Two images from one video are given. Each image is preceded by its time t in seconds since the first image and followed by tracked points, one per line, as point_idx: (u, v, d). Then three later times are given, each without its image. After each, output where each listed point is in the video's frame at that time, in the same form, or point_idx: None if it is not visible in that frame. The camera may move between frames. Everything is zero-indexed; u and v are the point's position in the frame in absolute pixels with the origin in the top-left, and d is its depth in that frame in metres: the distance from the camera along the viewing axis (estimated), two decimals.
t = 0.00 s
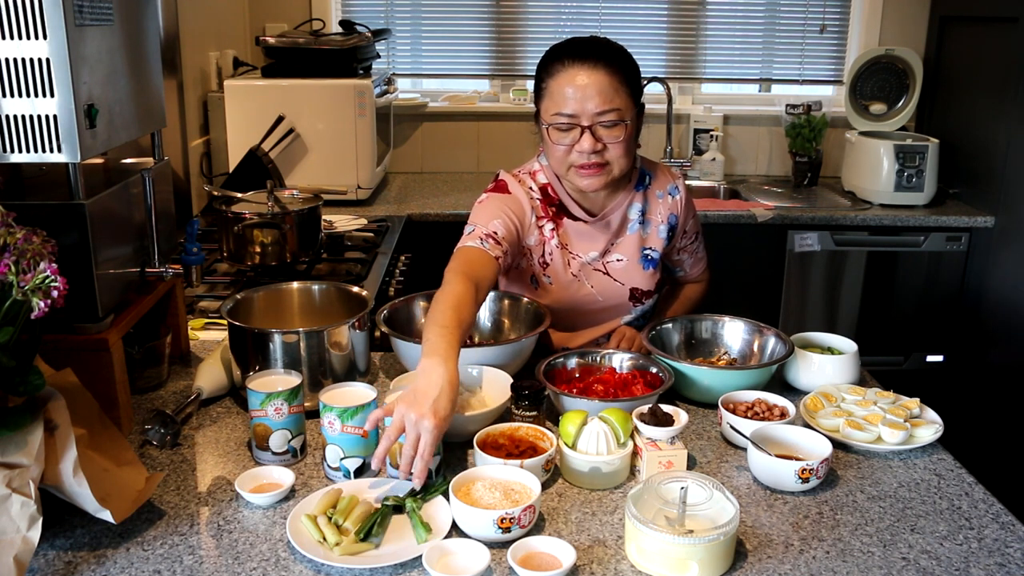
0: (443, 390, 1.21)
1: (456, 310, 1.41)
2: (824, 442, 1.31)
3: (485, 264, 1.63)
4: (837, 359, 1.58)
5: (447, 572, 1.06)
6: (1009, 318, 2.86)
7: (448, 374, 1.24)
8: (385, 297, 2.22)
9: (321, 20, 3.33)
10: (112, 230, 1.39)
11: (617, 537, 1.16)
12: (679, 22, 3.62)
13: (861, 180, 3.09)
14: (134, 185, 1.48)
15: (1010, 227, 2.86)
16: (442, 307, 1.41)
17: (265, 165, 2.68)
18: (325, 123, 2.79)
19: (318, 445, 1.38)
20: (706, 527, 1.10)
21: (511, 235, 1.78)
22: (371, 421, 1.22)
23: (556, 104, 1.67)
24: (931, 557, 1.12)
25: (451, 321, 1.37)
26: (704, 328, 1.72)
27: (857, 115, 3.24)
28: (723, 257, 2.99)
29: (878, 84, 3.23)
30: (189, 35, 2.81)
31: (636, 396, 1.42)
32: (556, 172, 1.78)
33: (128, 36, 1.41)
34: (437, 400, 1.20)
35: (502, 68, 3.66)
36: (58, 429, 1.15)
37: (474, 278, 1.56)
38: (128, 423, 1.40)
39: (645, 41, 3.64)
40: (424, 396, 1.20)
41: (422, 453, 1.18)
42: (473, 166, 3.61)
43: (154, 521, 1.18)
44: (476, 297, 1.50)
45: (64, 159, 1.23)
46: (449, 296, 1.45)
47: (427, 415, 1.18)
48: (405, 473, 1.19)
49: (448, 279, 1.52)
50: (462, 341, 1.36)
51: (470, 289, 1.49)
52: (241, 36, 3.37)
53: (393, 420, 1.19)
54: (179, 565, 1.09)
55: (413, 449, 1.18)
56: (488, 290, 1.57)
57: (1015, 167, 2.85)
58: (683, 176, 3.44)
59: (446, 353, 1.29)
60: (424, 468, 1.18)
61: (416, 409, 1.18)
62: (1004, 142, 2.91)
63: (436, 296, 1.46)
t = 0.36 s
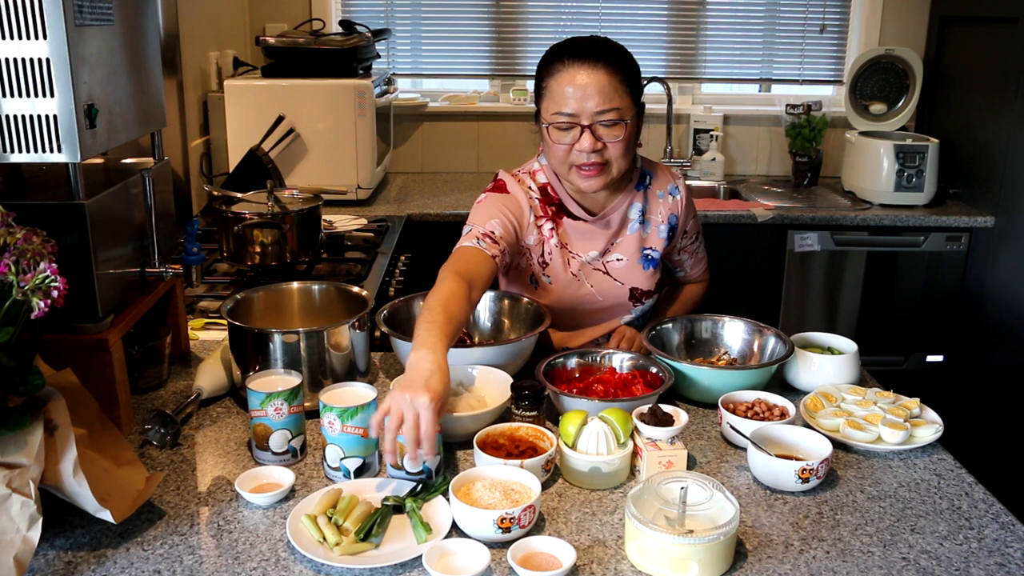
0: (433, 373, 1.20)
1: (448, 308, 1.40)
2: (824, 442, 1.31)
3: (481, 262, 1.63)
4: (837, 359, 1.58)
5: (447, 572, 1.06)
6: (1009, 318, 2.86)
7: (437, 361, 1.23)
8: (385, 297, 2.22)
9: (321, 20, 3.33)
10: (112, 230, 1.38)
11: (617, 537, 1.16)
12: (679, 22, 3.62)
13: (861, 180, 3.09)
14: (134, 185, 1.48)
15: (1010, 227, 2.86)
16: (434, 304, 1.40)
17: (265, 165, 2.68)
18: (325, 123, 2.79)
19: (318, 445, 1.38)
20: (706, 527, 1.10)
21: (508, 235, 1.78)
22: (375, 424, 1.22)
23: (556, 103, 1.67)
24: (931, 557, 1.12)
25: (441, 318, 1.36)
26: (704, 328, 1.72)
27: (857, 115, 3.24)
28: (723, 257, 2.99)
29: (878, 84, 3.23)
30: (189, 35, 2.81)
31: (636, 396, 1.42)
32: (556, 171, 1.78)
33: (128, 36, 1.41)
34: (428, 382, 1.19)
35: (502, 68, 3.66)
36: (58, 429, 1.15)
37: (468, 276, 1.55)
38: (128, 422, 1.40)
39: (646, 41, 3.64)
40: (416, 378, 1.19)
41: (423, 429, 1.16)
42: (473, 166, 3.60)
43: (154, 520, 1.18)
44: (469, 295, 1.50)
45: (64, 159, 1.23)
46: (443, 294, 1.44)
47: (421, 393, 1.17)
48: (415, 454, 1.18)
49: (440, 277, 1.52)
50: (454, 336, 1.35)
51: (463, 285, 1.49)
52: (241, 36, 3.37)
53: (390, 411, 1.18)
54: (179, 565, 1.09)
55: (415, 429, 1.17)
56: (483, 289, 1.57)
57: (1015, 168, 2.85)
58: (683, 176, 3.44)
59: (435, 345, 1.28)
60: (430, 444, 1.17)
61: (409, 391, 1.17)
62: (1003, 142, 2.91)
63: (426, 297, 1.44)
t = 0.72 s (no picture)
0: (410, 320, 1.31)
1: (433, 280, 1.48)
2: (824, 442, 1.31)
3: (469, 244, 1.70)
4: (837, 359, 1.58)
5: (447, 572, 1.06)
6: (1009, 318, 2.86)
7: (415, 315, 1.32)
8: (385, 297, 2.22)
9: (321, 20, 3.33)
10: (112, 230, 1.38)
11: (617, 537, 1.16)
12: (679, 22, 3.62)
13: (861, 180, 3.09)
14: (134, 185, 1.48)
15: (1010, 227, 2.86)
16: (418, 278, 1.47)
17: (265, 165, 2.68)
18: (325, 123, 2.79)
19: (319, 445, 1.38)
20: (706, 527, 1.10)
21: (500, 222, 1.82)
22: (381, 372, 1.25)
23: (549, 94, 1.67)
24: (931, 557, 1.12)
25: (424, 288, 1.44)
26: (704, 328, 1.72)
27: (857, 115, 3.24)
28: (723, 257, 2.99)
29: (878, 84, 3.23)
30: (189, 34, 2.81)
31: (636, 396, 1.42)
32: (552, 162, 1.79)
33: (128, 36, 1.41)
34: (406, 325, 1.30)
35: (502, 68, 3.66)
36: (58, 429, 1.15)
37: (454, 257, 1.62)
38: (128, 423, 1.40)
39: (646, 41, 3.64)
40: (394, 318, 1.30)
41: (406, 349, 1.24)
42: (473, 166, 3.60)
43: (154, 521, 1.18)
44: (454, 275, 1.56)
45: (64, 159, 1.23)
46: (429, 271, 1.51)
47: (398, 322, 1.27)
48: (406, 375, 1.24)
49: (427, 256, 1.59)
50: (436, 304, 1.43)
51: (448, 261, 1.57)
52: (241, 36, 3.37)
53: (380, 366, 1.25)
54: (179, 565, 1.09)
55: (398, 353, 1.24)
56: (469, 269, 1.63)
57: (1015, 168, 2.85)
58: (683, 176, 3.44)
59: (415, 306, 1.36)
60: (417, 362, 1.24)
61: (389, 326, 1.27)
62: (1003, 142, 2.91)
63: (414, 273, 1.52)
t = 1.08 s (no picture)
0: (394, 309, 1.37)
1: (423, 270, 1.53)
2: (824, 442, 1.31)
3: (458, 234, 1.73)
4: (837, 359, 1.58)
5: (446, 572, 1.06)
6: (1009, 318, 2.86)
7: (410, 309, 1.37)
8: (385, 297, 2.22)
9: (321, 20, 3.33)
10: (112, 230, 1.38)
11: (617, 537, 1.16)
12: (679, 22, 3.62)
13: (861, 180, 3.09)
14: (134, 185, 1.48)
15: (1010, 227, 2.86)
16: (411, 269, 1.52)
17: (265, 165, 2.68)
18: (325, 122, 2.79)
19: (318, 445, 1.38)
20: (706, 527, 1.10)
21: (488, 211, 1.85)
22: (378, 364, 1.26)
23: (535, 82, 1.68)
24: (931, 557, 1.12)
25: (417, 278, 1.49)
26: (704, 328, 1.72)
27: (857, 115, 3.24)
28: (723, 257, 2.99)
29: (878, 84, 3.23)
30: (189, 34, 2.81)
31: (636, 396, 1.42)
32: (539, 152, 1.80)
33: (127, 36, 1.41)
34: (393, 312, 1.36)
35: (503, 68, 3.66)
36: (58, 429, 1.15)
37: (443, 246, 1.66)
38: (128, 422, 1.40)
39: (646, 41, 3.64)
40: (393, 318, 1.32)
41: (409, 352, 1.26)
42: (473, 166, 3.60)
43: (154, 521, 1.18)
44: (445, 263, 1.60)
45: (64, 159, 1.23)
46: (419, 262, 1.56)
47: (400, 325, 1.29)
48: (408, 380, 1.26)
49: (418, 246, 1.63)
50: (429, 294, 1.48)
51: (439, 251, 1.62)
52: (241, 36, 3.37)
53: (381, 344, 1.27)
54: (179, 565, 1.09)
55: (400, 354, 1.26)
56: (459, 260, 1.67)
57: (1015, 167, 2.85)
58: (683, 176, 3.44)
59: (410, 297, 1.40)
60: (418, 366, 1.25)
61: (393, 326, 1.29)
62: (1003, 142, 2.91)
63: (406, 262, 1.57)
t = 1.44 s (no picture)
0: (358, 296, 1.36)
1: (372, 256, 1.55)
2: (824, 442, 1.31)
3: (409, 224, 1.78)
4: (837, 359, 1.58)
5: (447, 572, 1.06)
6: (1009, 318, 2.86)
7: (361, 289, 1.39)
8: (384, 297, 2.22)
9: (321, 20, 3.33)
10: (112, 229, 1.38)
11: (617, 537, 1.16)
12: (679, 22, 3.62)
13: (861, 180, 3.09)
14: (134, 185, 1.48)
15: (1010, 227, 2.86)
16: (361, 252, 1.56)
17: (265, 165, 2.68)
18: (325, 122, 2.79)
19: (318, 445, 1.38)
20: (706, 527, 1.10)
21: (442, 202, 1.89)
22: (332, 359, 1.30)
23: (484, 78, 1.70)
24: (931, 557, 1.12)
25: (368, 261, 1.52)
26: (704, 328, 1.72)
27: (857, 115, 3.24)
28: (724, 257, 2.99)
29: (878, 83, 3.23)
30: (189, 34, 2.81)
31: (636, 396, 1.41)
32: (492, 147, 1.82)
33: (127, 36, 1.41)
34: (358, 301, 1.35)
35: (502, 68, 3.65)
36: (58, 429, 1.15)
37: (395, 234, 1.72)
38: (127, 422, 1.40)
39: (646, 41, 3.64)
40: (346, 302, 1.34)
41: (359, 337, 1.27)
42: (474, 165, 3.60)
43: (154, 521, 1.18)
44: (395, 249, 1.65)
45: (64, 159, 1.23)
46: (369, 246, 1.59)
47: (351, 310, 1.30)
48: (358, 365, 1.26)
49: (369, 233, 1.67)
50: (380, 278, 1.51)
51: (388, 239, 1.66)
52: (241, 36, 3.37)
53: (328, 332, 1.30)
54: (179, 565, 1.09)
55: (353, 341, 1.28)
56: (408, 248, 1.73)
57: (1015, 167, 2.85)
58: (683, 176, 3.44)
59: (360, 279, 1.43)
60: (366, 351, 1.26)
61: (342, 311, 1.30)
62: (1003, 142, 2.91)
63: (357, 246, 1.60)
